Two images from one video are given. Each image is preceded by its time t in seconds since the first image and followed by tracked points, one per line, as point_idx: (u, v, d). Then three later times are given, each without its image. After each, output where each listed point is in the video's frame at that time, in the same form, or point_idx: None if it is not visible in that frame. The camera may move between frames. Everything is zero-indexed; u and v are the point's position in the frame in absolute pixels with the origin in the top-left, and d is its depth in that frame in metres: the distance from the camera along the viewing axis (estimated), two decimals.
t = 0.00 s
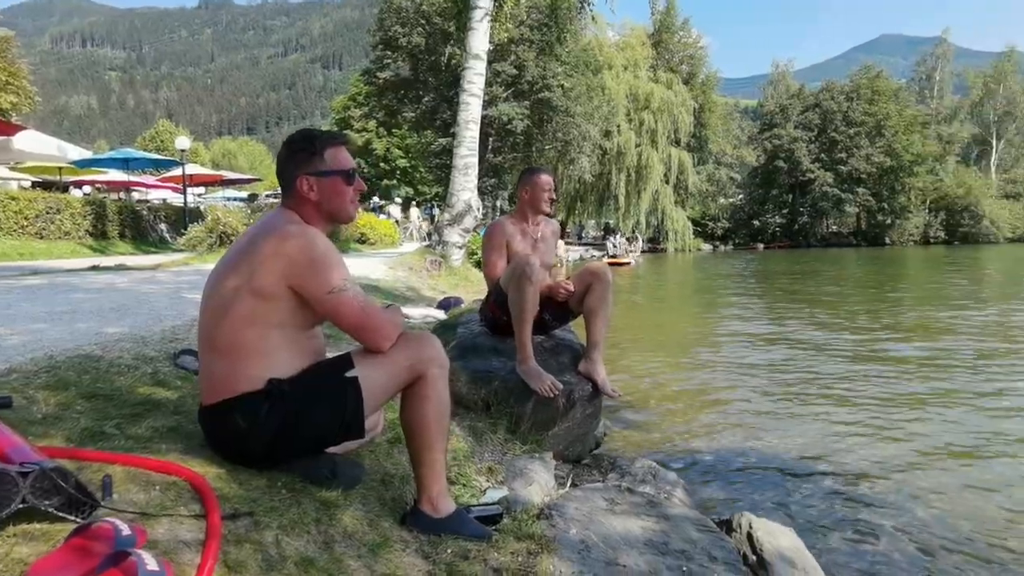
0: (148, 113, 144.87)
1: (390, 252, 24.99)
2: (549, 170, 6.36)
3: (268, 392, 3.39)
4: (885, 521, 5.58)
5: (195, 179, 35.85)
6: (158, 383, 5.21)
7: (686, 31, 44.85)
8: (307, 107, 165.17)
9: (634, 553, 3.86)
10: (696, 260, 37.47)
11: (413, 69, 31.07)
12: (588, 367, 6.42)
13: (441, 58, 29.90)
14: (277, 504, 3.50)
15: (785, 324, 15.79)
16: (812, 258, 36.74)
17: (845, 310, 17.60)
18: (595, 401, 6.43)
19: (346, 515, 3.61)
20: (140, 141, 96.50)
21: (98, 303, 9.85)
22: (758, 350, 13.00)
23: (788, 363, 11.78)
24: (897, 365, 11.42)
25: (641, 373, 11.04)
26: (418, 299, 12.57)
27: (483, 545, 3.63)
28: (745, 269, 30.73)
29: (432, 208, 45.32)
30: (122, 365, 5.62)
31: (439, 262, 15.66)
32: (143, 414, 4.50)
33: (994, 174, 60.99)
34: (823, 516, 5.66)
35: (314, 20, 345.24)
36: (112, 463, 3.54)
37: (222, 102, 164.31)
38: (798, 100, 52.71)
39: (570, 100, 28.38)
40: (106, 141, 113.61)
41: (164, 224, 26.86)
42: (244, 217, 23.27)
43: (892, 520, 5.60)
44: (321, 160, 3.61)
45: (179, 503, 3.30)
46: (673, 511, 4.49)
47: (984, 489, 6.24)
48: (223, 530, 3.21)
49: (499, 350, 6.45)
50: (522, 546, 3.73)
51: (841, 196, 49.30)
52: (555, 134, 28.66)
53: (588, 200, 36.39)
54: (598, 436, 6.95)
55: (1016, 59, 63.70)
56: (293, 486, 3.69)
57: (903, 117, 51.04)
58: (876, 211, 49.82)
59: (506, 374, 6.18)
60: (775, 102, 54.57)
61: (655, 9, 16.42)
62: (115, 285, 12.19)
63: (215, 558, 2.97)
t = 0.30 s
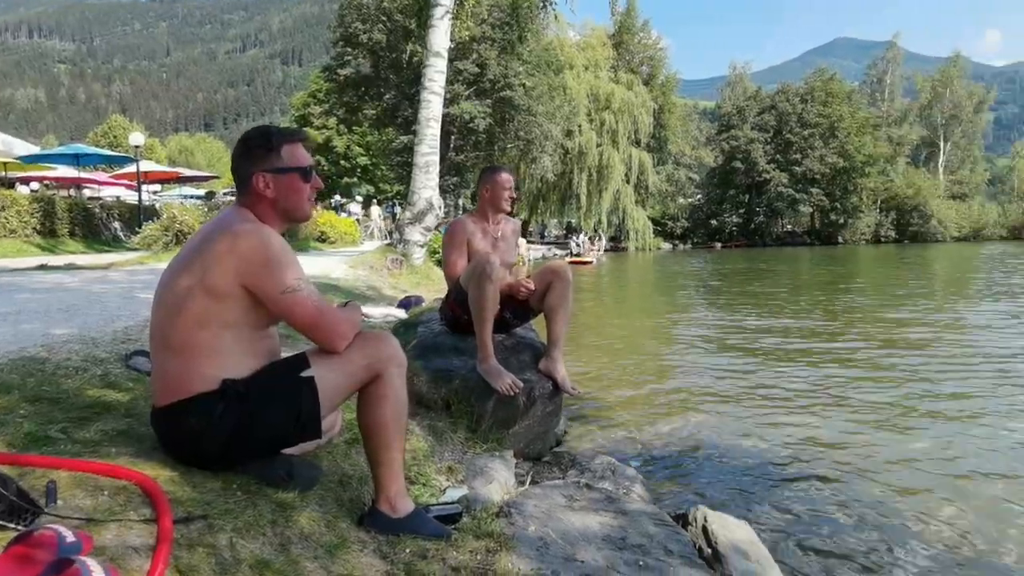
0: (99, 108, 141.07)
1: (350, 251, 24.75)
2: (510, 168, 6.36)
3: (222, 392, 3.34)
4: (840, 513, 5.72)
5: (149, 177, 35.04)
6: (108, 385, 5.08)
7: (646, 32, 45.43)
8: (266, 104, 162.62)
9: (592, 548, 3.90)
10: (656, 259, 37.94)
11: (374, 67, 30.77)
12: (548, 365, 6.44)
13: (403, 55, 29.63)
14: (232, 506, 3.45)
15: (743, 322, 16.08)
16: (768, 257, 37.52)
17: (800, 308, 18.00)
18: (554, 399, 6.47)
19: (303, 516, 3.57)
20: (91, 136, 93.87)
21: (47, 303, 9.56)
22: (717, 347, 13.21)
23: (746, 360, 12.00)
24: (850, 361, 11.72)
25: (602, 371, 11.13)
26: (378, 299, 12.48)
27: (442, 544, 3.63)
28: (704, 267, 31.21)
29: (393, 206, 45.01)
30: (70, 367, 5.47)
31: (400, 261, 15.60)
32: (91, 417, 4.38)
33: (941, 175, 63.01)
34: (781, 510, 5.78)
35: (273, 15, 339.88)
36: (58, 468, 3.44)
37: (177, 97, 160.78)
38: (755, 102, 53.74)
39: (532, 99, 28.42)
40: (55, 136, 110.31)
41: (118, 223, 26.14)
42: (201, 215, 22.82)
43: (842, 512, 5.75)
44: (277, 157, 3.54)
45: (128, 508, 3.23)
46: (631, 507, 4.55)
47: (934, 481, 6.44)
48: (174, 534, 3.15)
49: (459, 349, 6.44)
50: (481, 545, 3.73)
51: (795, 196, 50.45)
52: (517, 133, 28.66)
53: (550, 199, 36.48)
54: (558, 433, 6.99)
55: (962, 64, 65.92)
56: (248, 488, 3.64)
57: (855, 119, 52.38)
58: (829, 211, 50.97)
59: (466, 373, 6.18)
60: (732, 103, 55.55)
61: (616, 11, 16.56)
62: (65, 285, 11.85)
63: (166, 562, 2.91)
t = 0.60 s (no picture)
0: (18, 103, 134.40)
1: (287, 253, 24.23)
2: (445, 171, 6.35)
3: (146, 400, 3.24)
4: (772, 506, 5.90)
5: (73, 176, 33.56)
6: (23, 396, 4.84)
7: (584, 37, 46.11)
8: (198, 101, 157.89)
9: (527, 548, 3.94)
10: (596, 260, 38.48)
11: (311, 65, 30.20)
12: (486, 367, 6.46)
13: (340, 54, 29.13)
14: (155, 518, 3.35)
15: (678, 322, 16.47)
16: (702, 258, 38.55)
17: (732, 307, 18.55)
18: (492, 401, 6.49)
19: (232, 526, 3.49)
20: (8, 133, 89.23)
21: None
22: (653, 346, 13.48)
23: (680, 358, 12.29)
24: (780, 358, 12.14)
25: (541, 371, 11.21)
26: (315, 302, 12.26)
27: (378, 549, 3.60)
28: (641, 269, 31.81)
29: (331, 207, 44.30)
30: None
31: (337, 263, 15.38)
32: (3, 430, 4.17)
33: (863, 179, 65.95)
34: (715, 504, 5.93)
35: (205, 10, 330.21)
36: None
37: (103, 93, 154.33)
38: (689, 107, 55.21)
39: (472, 100, 28.37)
40: None
41: (38, 223, 25.00)
42: (128, 215, 21.97)
43: (771, 504, 5.95)
44: (202, 160, 3.46)
45: (41, 525, 3.10)
46: (566, 505, 4.61)
47: (858, 471, 6.72)
48: (92, 549, 3.03)
49: (396, 352, 6.41)
50: (417, 548, 3.72)
51: (727, 199, 52.02)
52: (457, 134, 28.54)
53: (491, 201, 36.48)
54: (496, 434, 7.02)
55: (882, 74, 69.16)
56: (175, 498, 3.54)
57: (783, 125, 54.28)
58: (758, 214, 52.69)
59: (403, 377, 6.16)
60: (667, 108, 56.88)
61: (554, 14, 16.70)
62: None
63: None
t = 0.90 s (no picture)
0: None
1: (199, 271, 23.39)
2: (357, 186, 6.27)
3: (36, 430, 3.08)
4: (690, 512, 6.06)
5: None
6: None
7: (503, 55, 46.80)
8: (103, 114, 150.79)
9: (446, 566, 3.92)
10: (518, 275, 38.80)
11: (226, 78, 29.39)
12: (404, 384, 6.40)
13: (256, 67, 28.46)
14: (46, 556, 3.17)
15: (599, 334, 16.79)
16: (621, 271, 39.49)
17: (650, 318, 19.02)
18: (412, 418, 6.44)
19: (133, 558, 3.34)
20: None
21: None
22: (575, 358, 13.65)
23: (600, 369, 12.51)
24: (697, 366, 12.51)
25: (464, 387, 11.18)
26: (229, 321, 11.86)
27: (292, 573, 3.49)
28: (563, 283, 32.24)
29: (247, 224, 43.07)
30: None
31: (252, 281, 14.91)
32: None
33: (769, 195, 69.33)
34: (637, 512, 6.04)
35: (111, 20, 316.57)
36: None
37: None
38: (606, 126, 56.78)
39: (392, 115, 28.19)
40: None
41: None
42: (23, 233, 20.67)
43: (686, 509, 6.12)
44: (90, 179, 3.31)
45: None
46: (485, 520, 4.62)
47: (772, 474, 6.98)
48: None
49: (312, 372, 6.28)
50: (334, 571, 3.64)
51: (644, 215, 53.56)
52: (377, 149, 28.25)
53: (412, 216, 36.22)
54: (418, 452, 6.96)
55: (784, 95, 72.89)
56: (69, 534, 3.36)
57: (695, 144, 56.40)
58: (673, 228, 54.42)
59: (319, 397, 6.04)
60: (585, 126, 58.26)
61: (473, 33, 16.89)
62: None
63: None
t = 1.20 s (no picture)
0: None
1: (100, 292, 22.21)
2: (267, 204, 6.14)
3: None
4: (613, 523, 6.16)
5: None
6: None
7: (419, 72, 46.94)
8: None
9: None
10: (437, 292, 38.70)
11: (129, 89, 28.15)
12: (318, 407, 6.29)
13: (163, 80, 27.41)
14: None
15: (518, 349, 16.92)
16: (539, 286, 40.08)
17: (567, 333, 19.32)
18: (325, 442, 6.32)
19: None
20: None
21: None
22: (496, 374, 13.69)
23: (519, 385, 12.59)
24: (615, 379, 12.79)
25: (384, 407, 11.01)
26: (133, 344, 11.30)
27: None
28: (482, 298, 32.31)
29: (154, 242, 41.23)
30: None
31: (159, 301, 14.23)
32: None
33: (679, 212, 72.04)
34: (561, 528, 6.08)
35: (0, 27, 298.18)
36: None
37: None
38: (522, 143, 57.70)
39: (306, 131, 27.64)
40: None
41: None
42: None
43: (604, 521, 6.22)
44: None
45: None
46: (401, 542, 4.58)
47: (690, 482, 7.19)
48: None
49: (220, 395, 6.08)
50: None
51: (561, 231, 54.53)
52: (291, 164, 27.61)
53: (328, 232, 35.55)
54: (333, 475, 6.83)
55: (691, 115, 75.86)
56: None
57: (608, 162, 57.96)
58: (589, 243, 55.61)
59: (227, 421, 5.88)
60: (502, 144, 58.98)
61: (388, 49, 16.85)
62: None
63: None
